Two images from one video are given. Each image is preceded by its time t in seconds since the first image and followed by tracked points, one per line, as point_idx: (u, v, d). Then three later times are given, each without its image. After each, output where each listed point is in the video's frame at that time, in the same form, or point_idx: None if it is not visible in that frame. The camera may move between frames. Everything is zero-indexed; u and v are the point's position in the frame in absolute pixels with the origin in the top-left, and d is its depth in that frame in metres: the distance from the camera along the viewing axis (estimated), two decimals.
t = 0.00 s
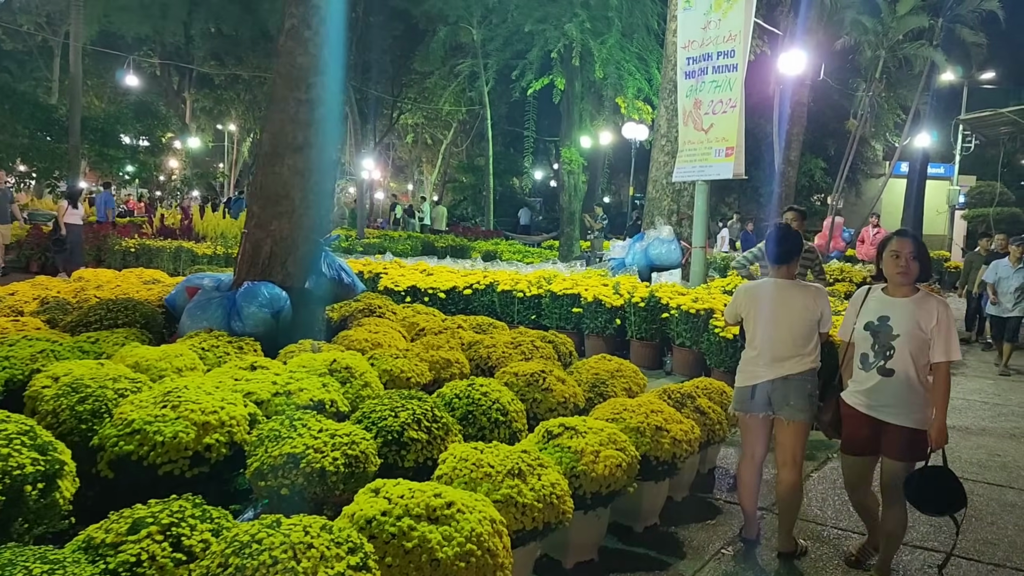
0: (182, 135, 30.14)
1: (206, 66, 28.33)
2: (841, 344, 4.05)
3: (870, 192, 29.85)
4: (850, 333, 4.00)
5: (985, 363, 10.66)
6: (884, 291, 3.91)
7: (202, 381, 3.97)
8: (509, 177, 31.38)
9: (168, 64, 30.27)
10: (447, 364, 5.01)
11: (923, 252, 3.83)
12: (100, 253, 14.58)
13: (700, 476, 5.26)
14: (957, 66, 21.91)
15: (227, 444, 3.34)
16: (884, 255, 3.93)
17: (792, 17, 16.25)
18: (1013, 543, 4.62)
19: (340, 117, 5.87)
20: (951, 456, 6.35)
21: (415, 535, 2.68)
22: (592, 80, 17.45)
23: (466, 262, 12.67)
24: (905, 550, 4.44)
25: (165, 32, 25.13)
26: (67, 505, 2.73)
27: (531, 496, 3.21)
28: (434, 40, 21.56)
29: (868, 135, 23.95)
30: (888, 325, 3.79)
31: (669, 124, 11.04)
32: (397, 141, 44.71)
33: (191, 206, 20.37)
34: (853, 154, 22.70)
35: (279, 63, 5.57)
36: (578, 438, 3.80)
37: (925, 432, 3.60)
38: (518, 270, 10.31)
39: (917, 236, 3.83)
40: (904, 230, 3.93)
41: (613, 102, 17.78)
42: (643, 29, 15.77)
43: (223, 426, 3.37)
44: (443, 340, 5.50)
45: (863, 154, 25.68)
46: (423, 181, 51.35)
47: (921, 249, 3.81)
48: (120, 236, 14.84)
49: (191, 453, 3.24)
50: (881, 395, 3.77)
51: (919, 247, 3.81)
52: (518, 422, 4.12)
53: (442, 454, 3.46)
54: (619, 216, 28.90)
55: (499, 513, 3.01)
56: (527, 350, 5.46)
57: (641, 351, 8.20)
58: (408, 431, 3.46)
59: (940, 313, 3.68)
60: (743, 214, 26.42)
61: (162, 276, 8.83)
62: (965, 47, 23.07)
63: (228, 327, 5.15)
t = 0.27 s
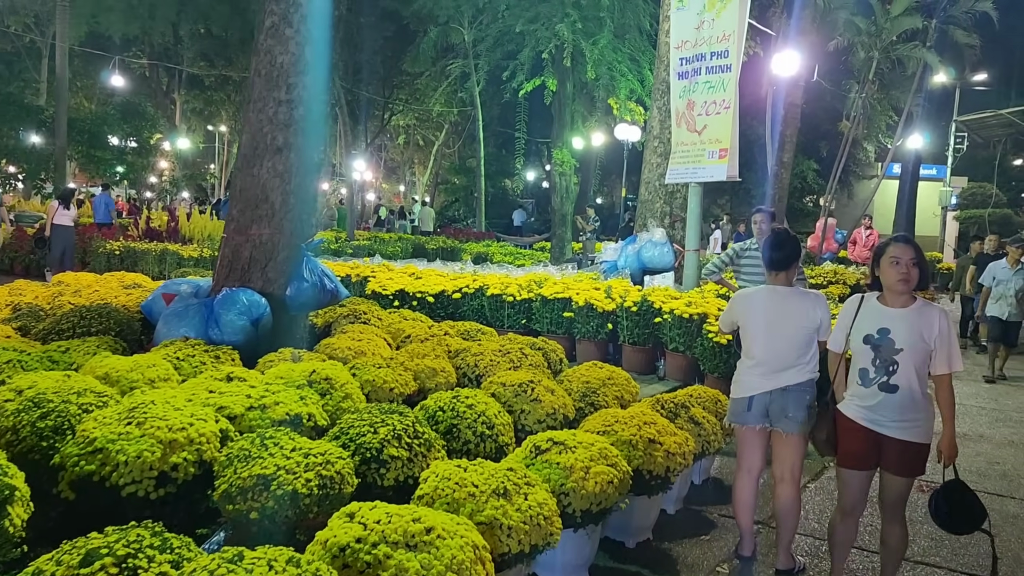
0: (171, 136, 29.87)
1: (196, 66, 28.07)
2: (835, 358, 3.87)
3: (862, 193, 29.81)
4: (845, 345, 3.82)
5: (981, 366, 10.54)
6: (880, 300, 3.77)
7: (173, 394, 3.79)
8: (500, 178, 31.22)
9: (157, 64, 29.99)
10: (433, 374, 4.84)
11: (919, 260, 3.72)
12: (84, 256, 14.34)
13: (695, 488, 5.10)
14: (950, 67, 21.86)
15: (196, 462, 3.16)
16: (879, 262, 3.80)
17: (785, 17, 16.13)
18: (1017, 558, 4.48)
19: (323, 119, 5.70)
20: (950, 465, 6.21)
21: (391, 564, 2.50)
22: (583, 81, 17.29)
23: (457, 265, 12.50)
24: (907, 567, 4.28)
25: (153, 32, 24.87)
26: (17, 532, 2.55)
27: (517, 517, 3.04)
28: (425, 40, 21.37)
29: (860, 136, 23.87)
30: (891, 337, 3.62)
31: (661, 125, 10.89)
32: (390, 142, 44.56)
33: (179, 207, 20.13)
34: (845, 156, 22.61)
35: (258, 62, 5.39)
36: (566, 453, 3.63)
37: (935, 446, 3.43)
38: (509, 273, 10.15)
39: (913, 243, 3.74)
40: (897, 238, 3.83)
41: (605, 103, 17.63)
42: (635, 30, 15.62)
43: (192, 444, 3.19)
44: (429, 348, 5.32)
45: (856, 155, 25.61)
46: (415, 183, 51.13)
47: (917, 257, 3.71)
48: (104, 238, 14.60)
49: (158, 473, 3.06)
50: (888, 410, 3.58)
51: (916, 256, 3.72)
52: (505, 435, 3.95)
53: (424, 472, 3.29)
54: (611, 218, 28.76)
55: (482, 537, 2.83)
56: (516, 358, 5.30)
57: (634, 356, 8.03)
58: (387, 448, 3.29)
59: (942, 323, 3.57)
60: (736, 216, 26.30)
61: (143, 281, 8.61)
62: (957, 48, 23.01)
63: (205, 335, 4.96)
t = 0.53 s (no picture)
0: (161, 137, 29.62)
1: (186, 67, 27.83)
2: (815, 366, 3.68)
3: (856, 194, 29.76)
4: (826, 353, 3.64)
5: (976, 370, 10.43)
6: (858, 304, 3.60)
7: (142, 404, 3.63)
8: (493, 179, 31.05)
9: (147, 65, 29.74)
10: (417, 381, 4.69)
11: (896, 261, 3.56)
12: (69, 259, 14.12)
13: (687, 498, 4.96)
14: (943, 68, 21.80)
15: (162, 477, 3.01)
16: (856, 265, 3.63)
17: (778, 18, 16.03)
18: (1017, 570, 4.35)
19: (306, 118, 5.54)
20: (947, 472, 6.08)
21: None
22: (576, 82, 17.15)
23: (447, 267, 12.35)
24: None
25: (143, 32, 24.64)
26: None
27: (499, 535, 2.89)
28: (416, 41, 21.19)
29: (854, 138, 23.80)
30: (874, 345, 3.45)
31: (654, 126, 10.76)
32: (383, 143, 44.39)
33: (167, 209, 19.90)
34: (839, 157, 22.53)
35: (238, 59, 5.23)
36: (552, 465, 3.48)
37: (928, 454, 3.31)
38: (500, 276, 10.02)
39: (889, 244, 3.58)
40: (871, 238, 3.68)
41: (598, 104, 17.50)
42: (628, 30, 15.49)
43: (158, 458, 3.03)
44: (413, 354, 5.17)
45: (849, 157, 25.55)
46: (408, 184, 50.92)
47: (895, 258, 3.55)
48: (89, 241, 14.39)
49: (121, 488, 2.90)
50: (876, 423, 3.41)
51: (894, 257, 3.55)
52: (489, 446, 3.80)
53: (403, 486, 3.14)
54: (605, 219, 28.63)
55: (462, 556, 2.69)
56: (503, 364, 5.15)
57: (625, 360, 7.88)
58: (364, 461, 3.14)
59: (926, 328, 3.42)
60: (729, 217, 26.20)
61: (125, 284, 8.43)
62: (950, 49, 22.97)
63: (181, 341, 4.80)
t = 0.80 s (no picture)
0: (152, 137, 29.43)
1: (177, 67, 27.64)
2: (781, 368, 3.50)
3: (850, 196, 29.70)
4: (791, 355, 3.44)
5: (970, 372, 10.33)
6: (824, 303, 3.40)
7: (106, 411, 3.48)
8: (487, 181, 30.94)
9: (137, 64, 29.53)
10: (397, 386, 4.55)
11: (863, 259, 3.36)
12: (55, 261, 13.96)
13: (677, 504, 4.84)
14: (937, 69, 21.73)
15: (121, 487, 2.86)
16: (819, 264, 3.43)
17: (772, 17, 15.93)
18: None
19: (287, 115, 5.39)
20: (942, 477, 5.96)
21: None
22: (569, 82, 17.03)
23: (438, 269, 12.22)
24: None
25: (133, 32, 24.43)
26: None
27: (475, 549, 2.75)
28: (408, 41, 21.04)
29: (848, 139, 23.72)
30: (838, 346, 3.24)
31: (646, 125, 10.64)
32: (377, 144, 44.22)
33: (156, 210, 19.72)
34: (833, 158, 22.45)
35: (215, 53, 5.08)
36: (533, 474, 3.34)
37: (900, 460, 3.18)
38: (491, 278, 9.89)
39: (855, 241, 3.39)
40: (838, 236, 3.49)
41: (591, 104, 17.39)
42: (620, 30, 15.38)
43: (117, 468, 2.89)
44: (395, 357, 5.03)
45: (843, 158, 25.49)
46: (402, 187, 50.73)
47: (862, 256, 3.35)
48: (76, 243, 14.23)
49: (77, 500, 2.75)
50: (842, 428, 3.21)
51: (859, 255, 3.35)
52: (467, 454, 3.65)
53: (375, 496, 2.99)
54: (598, 221, 28.52)
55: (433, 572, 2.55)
56: (487, 368, 5.01)
57: (616, 363, 7.74)
58: (334, 471, 2.99)
59: (894, 328, 3.20)
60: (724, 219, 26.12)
61: (108, 286, 8.28)
62: (945, 50, 22.91)
63: (155, 344, 4.64)
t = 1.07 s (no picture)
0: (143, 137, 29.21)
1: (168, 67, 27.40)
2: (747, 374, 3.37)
3: (845, 196, 29.61)
4: (754, 361, 3.30)
5: (963, 374, 10.22)
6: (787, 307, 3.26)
7: (60, 419, 3.32)
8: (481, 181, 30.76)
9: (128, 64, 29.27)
10: (372, 391, 4.40)
11: (826, 261, 3.20)
12: (38, 262, 13.77)
13: (660, 512, 4.69)
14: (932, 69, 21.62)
15: (66, 502, 2.70)
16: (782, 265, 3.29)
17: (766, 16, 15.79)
18: None
19: (263, 112, 5.24)
20: (934, 482, 5.83)
21: None
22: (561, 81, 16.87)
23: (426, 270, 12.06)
24: None
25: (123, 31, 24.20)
26: None
27: (437, 565, 2.60)
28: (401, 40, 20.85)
29: (843, 139, 23.60)
30: (800, 351, 3.09)
31: (636, 125, 10.50)
32: (371, 145, 44.03)
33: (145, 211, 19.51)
34: (827, 158, 22.33)
35: (186, 49, 4.92)
36: (505, 484, 3.19)
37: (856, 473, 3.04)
38: (478, 279, 9.74)
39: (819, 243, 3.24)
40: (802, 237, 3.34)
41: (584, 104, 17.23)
42: (613, 28, 15.22)
43: (62, 480, 2.74)
44: (372, 361, 4.87)
45: (838, 158, 25.38)
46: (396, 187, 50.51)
47: (826, 258, 3.20)
48: (61, 244, 14.05)
49: (16, 516, 2.59)
50: (800, 437, 3.07)
51: (822, 257, 3.20)
52: (439, 463, 3.51)
53: (337, 509, 2.84)
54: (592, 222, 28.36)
55: None
56: (467, 372, 4.85)
57: (603, 366, 7.60)
58: (293, 483, 2.84)
59: (857, 334, 3.04)
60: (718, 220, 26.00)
61: (86, 287, 8.09)
62: (939, 50, 22.82)
63: (121, 349, 4.47)
